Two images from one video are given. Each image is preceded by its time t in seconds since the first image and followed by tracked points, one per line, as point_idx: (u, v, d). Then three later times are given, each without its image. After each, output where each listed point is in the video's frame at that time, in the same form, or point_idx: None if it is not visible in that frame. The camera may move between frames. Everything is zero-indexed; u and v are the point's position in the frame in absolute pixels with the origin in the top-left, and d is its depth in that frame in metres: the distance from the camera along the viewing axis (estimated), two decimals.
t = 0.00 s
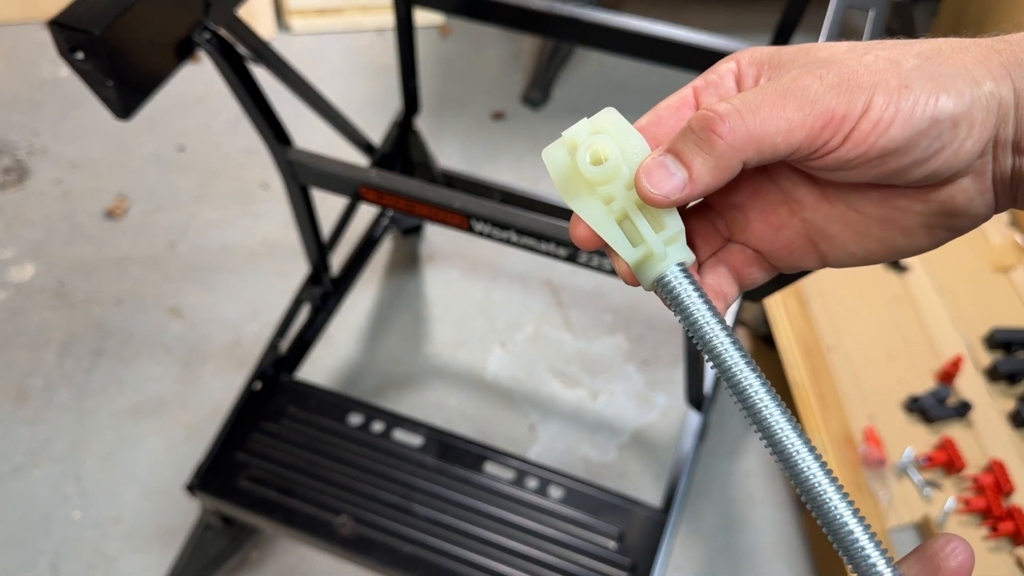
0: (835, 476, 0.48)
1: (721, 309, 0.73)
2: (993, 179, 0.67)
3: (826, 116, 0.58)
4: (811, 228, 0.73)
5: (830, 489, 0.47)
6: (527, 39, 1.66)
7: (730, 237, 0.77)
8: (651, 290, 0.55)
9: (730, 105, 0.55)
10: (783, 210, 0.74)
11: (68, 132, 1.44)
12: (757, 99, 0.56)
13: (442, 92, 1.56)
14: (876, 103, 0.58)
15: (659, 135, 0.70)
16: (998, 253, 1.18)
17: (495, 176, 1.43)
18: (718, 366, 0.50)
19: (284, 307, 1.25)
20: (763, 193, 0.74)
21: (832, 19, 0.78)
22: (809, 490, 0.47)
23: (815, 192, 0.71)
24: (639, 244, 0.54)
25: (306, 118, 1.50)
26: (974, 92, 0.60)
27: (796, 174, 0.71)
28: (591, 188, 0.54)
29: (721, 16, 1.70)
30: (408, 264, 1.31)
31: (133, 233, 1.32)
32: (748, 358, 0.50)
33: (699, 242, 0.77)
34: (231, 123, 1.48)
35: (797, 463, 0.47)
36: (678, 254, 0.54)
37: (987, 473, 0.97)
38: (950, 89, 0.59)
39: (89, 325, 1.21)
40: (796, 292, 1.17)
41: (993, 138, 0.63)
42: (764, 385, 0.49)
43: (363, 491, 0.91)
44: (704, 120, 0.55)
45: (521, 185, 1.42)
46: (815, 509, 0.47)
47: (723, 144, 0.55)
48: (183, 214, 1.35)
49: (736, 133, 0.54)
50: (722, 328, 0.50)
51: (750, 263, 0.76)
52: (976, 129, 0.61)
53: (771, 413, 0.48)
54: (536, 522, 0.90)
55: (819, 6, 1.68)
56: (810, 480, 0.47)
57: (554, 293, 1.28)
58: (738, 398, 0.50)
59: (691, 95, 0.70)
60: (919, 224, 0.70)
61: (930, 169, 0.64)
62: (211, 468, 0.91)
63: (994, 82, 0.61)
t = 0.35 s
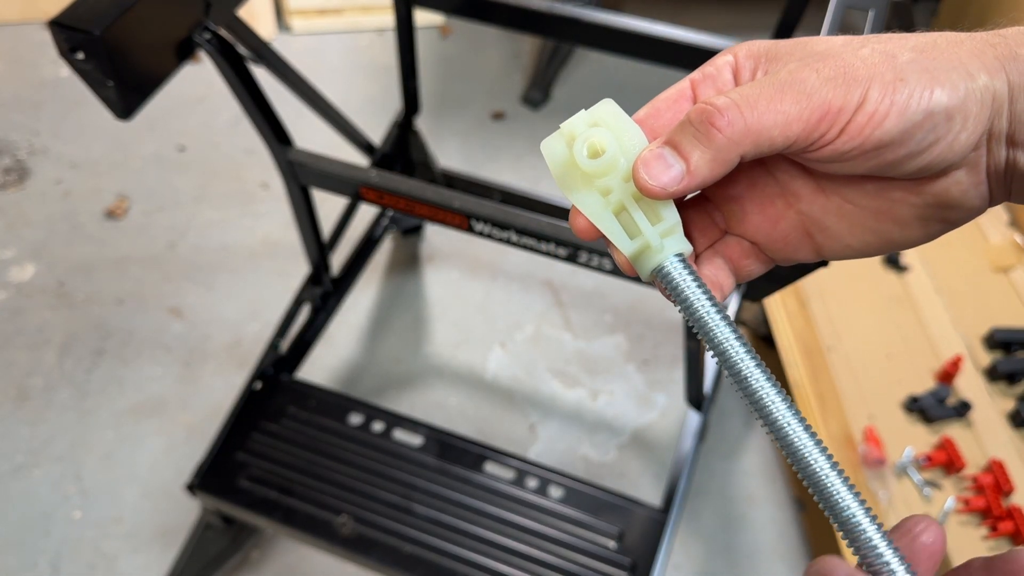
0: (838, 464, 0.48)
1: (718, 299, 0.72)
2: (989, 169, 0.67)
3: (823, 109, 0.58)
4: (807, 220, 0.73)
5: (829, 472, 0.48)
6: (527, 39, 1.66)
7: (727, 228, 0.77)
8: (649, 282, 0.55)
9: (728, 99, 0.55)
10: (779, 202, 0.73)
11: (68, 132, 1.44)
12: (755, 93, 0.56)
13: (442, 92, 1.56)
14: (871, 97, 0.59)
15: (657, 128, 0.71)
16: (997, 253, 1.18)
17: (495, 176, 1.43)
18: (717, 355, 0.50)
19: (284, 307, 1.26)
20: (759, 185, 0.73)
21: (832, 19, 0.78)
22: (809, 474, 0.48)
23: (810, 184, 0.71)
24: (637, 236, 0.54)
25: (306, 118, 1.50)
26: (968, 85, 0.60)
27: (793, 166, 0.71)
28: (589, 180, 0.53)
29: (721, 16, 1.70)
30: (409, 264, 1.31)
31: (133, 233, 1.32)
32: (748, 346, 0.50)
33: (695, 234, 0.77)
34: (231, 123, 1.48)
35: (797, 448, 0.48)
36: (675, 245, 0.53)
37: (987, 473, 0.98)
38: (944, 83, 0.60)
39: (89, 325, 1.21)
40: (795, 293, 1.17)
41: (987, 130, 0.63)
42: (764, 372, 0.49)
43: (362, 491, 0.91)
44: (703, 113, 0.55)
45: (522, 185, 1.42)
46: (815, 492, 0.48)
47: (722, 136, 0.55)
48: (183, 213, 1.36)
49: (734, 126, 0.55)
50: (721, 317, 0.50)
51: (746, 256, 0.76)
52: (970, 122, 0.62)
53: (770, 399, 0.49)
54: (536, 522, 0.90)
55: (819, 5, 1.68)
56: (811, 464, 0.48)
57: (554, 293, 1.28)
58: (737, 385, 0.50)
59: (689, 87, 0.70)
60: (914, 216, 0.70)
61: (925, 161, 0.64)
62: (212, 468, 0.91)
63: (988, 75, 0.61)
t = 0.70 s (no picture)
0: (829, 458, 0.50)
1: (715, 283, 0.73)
2: (984, 160, 0.67)
3: (816, 95, 0.58)
4: (802, 208, 0.73)
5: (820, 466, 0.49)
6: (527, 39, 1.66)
7: (724, 216, 0.77)
8: (648, 260, 0.55)
9: (725, 84, 0.55)
10: (775, 189, 0.73)
11: (68, 132, 1.44)
12: (752, 79, 0.56)
13: (442, 92, 1.56)
14: (864, 85, 0.59)
15: (654, 114, 0.70)
16: (997, 253, 1.17)
17: (495, 176, 1.43)
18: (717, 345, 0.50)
19: (284, 307, 1.26)
20: (757, 173, 0.73)
21: (832, 18, 0.78)
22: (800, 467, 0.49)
23: (806, 171, 0.71)
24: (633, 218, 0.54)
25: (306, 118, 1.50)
26: (960, 74, 0.60)
27: (789, 154, 0.71)
28: (586, 163, 0.53)
29: (722, 17, 1.70)
30: (409, 264, 1.31)
31: (133, 233, 1.32)
32: (748, 340, 0.51)
33: (692, 221, 0.77)
34: (231, 123, 1.49)
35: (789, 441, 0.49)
36: (672, 226, 0.53)
37: (987, 473, 0.98)
38: (936, 72, 0.60)
39: (89, 326, 1.21)
40: (795, 293, 1.17)
41: (979, 120, 0.63)
42: (763, 368, 0.50)
43: (362, 490, 0.91)
44: (701, 97, 0.55)
45: (522, 185, 1.42)
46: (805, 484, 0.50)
47: (719, 120, 0.55)
48: (183, 214, 1.36)
49: (731, 110, 0.55)
50: (724, 312, 0.50)
51: (742, 243, 0.76)
52: (961, 111, 0.62)
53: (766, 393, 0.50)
54: (536, 522, 0.90)
55: (820, 6, 1.69)
56: (803, 459, 0.49)
57: (554, 293, 1.28)
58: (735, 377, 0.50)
59: (686, 75, 0.70)
60: (907, 206, 0.70)
61: (917, 150, 0.64)
62: (212, 468, 0.91)
63: (980, 66, 0.61)
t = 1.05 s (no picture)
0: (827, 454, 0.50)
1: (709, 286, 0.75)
2: (977, 166, 0.67)
3: (806, 104, 0.58)
4: (797, 210, 0.73)
5: (819, 461, 0.50)
6: (527, 40, 1.66)
7: (720, 218, 0.77)
8: (641, 264, 0.55)
9: (715, 93, 0.56)
10: (770, 193, 0.73)
11: (68, 132, 1.44)
12: (742, 87, 0.57)
13: (442, 93, 1.56)
14: (854, 93, 0.59)
15: (649, 117, 0.70)
16: (997, 253, 1.17)
17: (495, 176, 1.43)
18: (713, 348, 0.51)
19: (284, 307, 1.26)
20: (752, 176, 0.73)
21: (832, 18, 0.78)
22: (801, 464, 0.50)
23: (801, 175, 0.71)
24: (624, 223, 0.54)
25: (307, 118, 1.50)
26: (949, 82, 0.60)
27: (782, 158, 0.71)
28: (579, 169, 0.53)
29: (722, 17, 1.70)
30: (409, 264, 1.31)
31: (134, 233, 1.32)
32: (744, 341, 0.51)
33: (688, 222, 0.77)
34: (231, 123, 1.49)
35: (789, 439, 0.50)
36: (663, 231, 0.53)
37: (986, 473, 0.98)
38: (926, 80, 0.60)
39: (89, 326, 1.22)
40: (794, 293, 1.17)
41: (971, 126, 0.64)
42: (761, 369, 0.50)
43: (361, 490, 0.91)
44: (690, 106, 0.55)
45: (522, 185, 1.43)
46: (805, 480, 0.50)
47: (708, 129, 0.55)
48: (184, 213, 1.36)
49: (720, 120, 0.55)
50: (721, 316, 0.51)
51: (737, 245, 0.76)
52: (951, 119, 0.62)
53: (765, 393, 0.50)
54: (536, 522, 0.91)
55: (820, 6, 1.69)
56: (803, 457, 0.50)
57: (553, 293, 1.29)
58: (733, 379, 0.51)
59: (682, 79, 0.70)
60: (902, 209, 0.71)
61: (908, 156, 0.64)
62: (212, 468, 0.92)
63: (971, 73, 0.61)
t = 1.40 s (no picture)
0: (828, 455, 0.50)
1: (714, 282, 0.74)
2: (980, 165, 0.68)
3: (811, 100, 0.58)
4: (802, 210, 0.73)
5: (819, 463, 0.49)
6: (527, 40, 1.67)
7: (727, 216, 0.77)
8: (646, 258, 0.55)
9: (721, 87, 0.56)
10: (776, 191, 0.73)
11: (68, 132, 1.44)
12: (748, 83, 0.57)
13: (442, 93, 1.56)
14: (859, 89, 0.59)
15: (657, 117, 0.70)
16: (996, 252, 1.18)
17: (495, 177, 1.43)
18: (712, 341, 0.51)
19: (284, 308, 1.26)
20: (758, 176, 0.74)
21: (830, 20, 0.78)
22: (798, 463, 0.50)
23: (806, 174, 0.71)
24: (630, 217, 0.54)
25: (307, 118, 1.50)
26: (954, 82, 0.61)
27: (789, 157, 0.71)
28: (587, 163, 0.53)
29: (722, 17, 1.70)
30: (409, 264, 1.31)
31: (134, 233, 1.33)
32: (746, 339, 0.51)
33: (695, 221, 0.77)
34: (232, 124, 1.49)
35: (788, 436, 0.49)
36: (670, 225, 0.53)
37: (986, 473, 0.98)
38: (931, 79, 0.60)
39: (90, 326, 1.22)
40: (794, 293, 1.17)
41: (974, 127, 0.64)
42: (761, 365, 0.50)
43: (362, 489, 0.92)
44: (697, 99, 0.55)
45: (522, 185, 1.43)
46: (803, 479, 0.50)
47: (714, 123, 0.55)
48: (184, 213, 1.36)
49: (725, 113, 0.55)
50: (724, 312, 0.50)
51: (744, 244, 0.76)
52: (955, 118, 0.62)
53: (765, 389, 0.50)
54: (536, 523, 0.91)
55: (819, 6, 1.69)
56: (802, 456, 0.49)
57: (553, 293, 1.29)
58: (733, 373, 0.51)
59: (690, 79, 0.70)
60: (906, 209, 0.71)
61: (913, 154, 0.64)
62: (212, 468, 0.92)
63: (976, 74, 0.61)
